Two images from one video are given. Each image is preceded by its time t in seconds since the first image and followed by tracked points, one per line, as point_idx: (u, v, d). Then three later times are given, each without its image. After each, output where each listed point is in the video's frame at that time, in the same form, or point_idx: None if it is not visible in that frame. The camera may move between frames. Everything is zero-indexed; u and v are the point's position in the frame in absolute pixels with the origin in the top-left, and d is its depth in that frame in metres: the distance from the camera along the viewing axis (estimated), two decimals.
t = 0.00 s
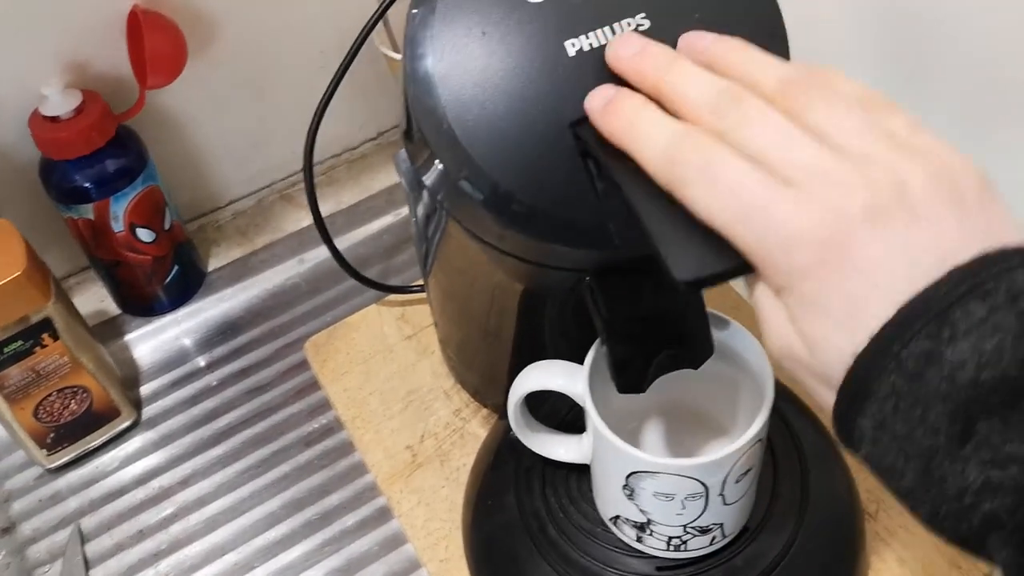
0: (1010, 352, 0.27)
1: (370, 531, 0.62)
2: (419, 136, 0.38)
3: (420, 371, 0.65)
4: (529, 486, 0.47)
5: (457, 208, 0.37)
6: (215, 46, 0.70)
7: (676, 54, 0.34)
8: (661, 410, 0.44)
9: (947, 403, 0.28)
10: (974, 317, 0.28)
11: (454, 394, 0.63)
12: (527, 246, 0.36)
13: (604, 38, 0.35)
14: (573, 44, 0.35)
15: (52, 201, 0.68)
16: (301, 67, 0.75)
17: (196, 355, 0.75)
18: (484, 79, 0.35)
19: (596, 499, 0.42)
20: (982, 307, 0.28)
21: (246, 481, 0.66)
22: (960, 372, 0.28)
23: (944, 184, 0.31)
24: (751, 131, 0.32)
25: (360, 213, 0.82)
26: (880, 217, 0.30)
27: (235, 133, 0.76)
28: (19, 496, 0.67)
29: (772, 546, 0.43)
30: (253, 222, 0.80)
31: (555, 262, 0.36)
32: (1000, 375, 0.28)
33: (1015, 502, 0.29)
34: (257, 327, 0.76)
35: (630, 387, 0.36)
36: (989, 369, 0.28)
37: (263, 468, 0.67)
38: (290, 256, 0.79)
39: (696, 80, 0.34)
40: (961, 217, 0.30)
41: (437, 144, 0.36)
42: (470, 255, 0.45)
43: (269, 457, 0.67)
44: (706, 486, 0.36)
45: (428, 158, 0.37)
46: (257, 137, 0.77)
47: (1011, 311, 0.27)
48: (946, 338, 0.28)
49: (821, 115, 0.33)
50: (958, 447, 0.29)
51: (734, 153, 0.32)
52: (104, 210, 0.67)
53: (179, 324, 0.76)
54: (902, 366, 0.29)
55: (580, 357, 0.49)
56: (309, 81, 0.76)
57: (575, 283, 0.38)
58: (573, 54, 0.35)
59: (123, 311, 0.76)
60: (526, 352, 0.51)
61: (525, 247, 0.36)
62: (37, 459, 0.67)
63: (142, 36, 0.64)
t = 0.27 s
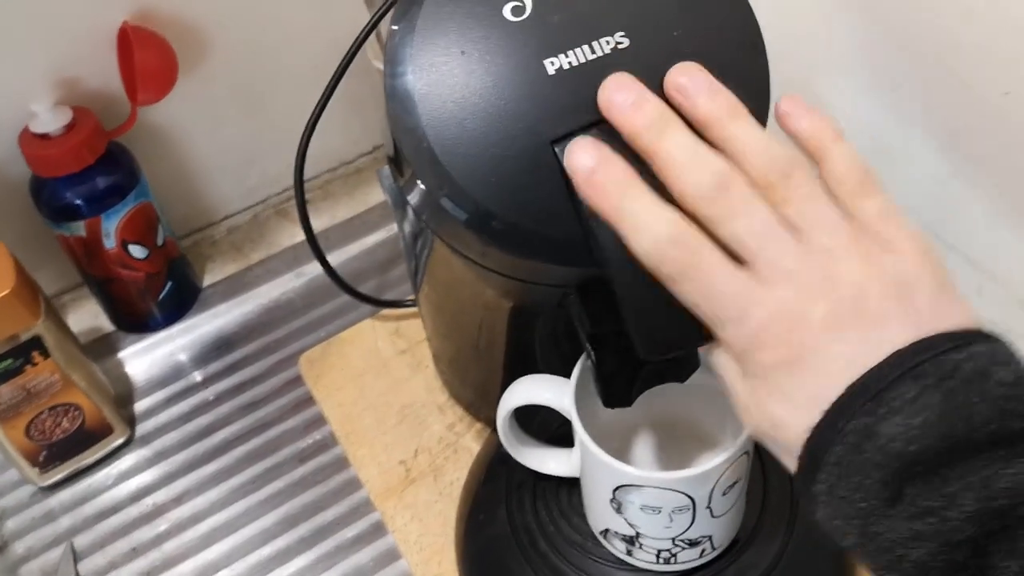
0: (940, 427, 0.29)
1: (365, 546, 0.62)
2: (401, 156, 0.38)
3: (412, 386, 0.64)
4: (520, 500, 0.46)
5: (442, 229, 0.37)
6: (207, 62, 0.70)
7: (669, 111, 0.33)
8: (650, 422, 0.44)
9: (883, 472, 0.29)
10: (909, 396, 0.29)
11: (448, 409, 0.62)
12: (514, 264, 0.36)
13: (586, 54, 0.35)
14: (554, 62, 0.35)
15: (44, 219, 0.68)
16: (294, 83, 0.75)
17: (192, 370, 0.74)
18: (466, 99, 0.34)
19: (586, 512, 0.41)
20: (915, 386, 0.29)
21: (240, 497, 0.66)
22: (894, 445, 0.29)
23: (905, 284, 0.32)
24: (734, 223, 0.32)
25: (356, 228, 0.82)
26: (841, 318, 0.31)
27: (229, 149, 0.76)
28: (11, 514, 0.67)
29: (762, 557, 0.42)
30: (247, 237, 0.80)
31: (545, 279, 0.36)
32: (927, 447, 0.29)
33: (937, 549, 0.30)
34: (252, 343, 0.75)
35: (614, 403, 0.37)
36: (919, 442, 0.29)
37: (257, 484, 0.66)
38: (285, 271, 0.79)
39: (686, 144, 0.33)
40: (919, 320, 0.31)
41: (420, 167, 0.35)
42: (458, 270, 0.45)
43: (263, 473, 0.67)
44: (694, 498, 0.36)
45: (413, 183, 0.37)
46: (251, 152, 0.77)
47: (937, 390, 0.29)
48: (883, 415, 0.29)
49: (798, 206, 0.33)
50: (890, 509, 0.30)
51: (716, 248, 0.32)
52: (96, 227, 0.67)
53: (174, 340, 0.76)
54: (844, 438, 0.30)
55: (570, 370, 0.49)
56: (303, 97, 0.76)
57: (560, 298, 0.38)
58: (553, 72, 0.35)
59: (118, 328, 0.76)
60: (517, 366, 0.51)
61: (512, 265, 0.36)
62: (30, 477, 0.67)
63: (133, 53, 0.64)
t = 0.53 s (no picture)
0: (923, 428, 0.32)
1: (363, 553, 0.61)
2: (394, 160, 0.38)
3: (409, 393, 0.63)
4: (517, 506, 0.46)
5: (435, 231, 0.37)
6: (201, 70, 0.70)
7: (667, 133, 0.34)
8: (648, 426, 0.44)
9: (869, 472, 0.32)
10: (894, 400, 0.32)
11: (445, 415, 0.62)
12: (509, 266, 0.36)
13: (575, 55, 0.34)
14: (544, 63, 0.34)
15: (39, 228, 0.68)
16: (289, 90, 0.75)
17: (189, 378, 0.74)
18: (456, 100, 0.34)
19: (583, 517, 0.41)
20: (899, 393, 0.32)
21: (236, 506, 0.66)
22: (882, 446, 0.32)
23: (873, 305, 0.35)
24: (723, 248, 0.34)
25: (352, 234, 0.82)
26: (823, 344, 0.34)
27: (224, 156, 0.76)
28: (8, 524, 0.67)
29: (759, 561, 0.42)
30: (246, 241, 0.80)
31: (541, 281, 0.36)
32: (913, 449, 0.32)
33: (925, 549, 0.32)
34: (249, 350, 0.75)
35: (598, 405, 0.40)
36: (906, 444, 0.32)
37: (254, 492, 0.66)
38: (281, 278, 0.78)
39: (677, 163, 0.34)
40: (900, 341, 0.34)
41: (410, 167, 0.35)
42: (454, 273, 0.45)
43: (260, 482, 0.67)
44: (690, 502, 0.36)
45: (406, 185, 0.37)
46: (246, 159, 0.77)
47: (922, 395, 0.32)
48: (868, 417, 0.32)
49: (782, 232, 0.35)
50: (877, 509, 0.32)
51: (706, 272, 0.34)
52: (91, 235, 0.67)
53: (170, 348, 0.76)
54: (834, 441, 0.32)
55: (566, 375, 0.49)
56: (297, 104, 0.76)
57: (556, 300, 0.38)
58: (542, 72, 0.34)
59: (115, 336, 0.75)
60: (512, 371, 0.51)
61: (506, 268, 0.36)
62: (27, 487, 0.66)
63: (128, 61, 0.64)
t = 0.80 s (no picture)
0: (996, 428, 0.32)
1: (356, 556, 0.61)
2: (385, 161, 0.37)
3: (403, 395, 0.63)
4: (510, 507, 0.46)
5: (426, 230, 0.37)
6: (192, 74, 0.70)
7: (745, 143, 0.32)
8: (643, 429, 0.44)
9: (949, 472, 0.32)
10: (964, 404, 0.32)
11: (438, 417, 0.62)
12: (498, 263, 0.36)
13: (564, 52, 0.34)
14: (532, 60, 0.34)
15: (31, 232, 0.68)
16: (280, 94, 0.75)
17: (181, 382, 0.74)
18: (446, 98, 0.34)
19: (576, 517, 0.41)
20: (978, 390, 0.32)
21: (229, 510, 0.65)
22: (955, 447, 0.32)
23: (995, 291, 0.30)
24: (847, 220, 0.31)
25: (344, 238, 0.82)
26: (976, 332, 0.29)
27: (216, 160, 0.75)
28: None
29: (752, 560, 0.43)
30: (237, 246, 0.80)
31: (531, 279, 0.36)
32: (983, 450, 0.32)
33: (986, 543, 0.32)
34: (242, 353, 0.75)
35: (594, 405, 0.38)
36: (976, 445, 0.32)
37: (247, 495, 0.66)
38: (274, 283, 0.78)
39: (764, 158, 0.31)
40: None
41: (401, 166, 0.35)
42: (446, 272, 0.44)
43: (252, 486, 0.66)
44: (683, 501, 0.36)
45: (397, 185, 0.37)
46: (238, 164, 0.77)
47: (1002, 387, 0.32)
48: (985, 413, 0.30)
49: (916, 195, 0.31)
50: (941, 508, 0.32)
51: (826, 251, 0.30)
52: (83, 239, 0.67)
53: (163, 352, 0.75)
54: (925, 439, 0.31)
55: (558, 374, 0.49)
56: (289, 108, 0.76)
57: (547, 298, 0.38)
58: (531, 70, 0.34)
59: (107, 341, 0.75)
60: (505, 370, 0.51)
61: (496, 265, 0.36)
62: (19, 492, 0.66)
63: (119, 65, 0.64)
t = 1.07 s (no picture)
0: None
1: (343, 560, 0.61)
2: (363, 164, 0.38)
3: (390, 401, 0.63)
4: (494, 506, 0.47)
5: (405, 229, 0.37)
6: (178, 82, 0.70)
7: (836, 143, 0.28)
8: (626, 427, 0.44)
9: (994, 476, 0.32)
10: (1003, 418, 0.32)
11: (425, 421, 0.61)
12: (475, 261, 0.36)
13: (535, 50, 0.35)
14: (505, 58, 0.35)
15: (17, 239, 0.68)
16: (267, 102, 0.75)
17: (170, 389, 0.74)
18: (422, 99, 0.35)
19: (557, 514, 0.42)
20: None
21: (216, 514, 0.65)
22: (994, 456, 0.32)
23: None
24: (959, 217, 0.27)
25: (332, 247, 0.82)
26: None
27: (204, 169, 0.76)
28: None
29: (732, 555, 0.43)
30: (226, 256, 0.80)
31: (509, 275, 0.36)
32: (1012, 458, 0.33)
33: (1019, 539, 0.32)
34: (230, 360, 0.75)
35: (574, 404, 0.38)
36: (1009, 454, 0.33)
37: (235, 500, 0.66)
38: (263, 291, 0.78)
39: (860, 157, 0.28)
40: None
41: (380, 169, 0.36)
42: (428, 274, 0.45)
43: (239, 491, 0.66)
44: (659, 496, 0.36)
45: (377, 189, 0.37)
46: (225, 172, 0.77)
47: None
48: None
49: None
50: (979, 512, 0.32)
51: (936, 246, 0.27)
52: (70, 246, 0.67)
53: (150, 359, 0.76)
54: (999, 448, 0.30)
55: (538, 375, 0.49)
56: (276, 117, 0.76)
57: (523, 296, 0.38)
58: (504, 68, 0.35)
59: (96, 348, 0.75)
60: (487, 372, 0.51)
61: (474, 262, 0.36)
62: (6, 498, 0.66)
63: (104, 73, 0.64)
